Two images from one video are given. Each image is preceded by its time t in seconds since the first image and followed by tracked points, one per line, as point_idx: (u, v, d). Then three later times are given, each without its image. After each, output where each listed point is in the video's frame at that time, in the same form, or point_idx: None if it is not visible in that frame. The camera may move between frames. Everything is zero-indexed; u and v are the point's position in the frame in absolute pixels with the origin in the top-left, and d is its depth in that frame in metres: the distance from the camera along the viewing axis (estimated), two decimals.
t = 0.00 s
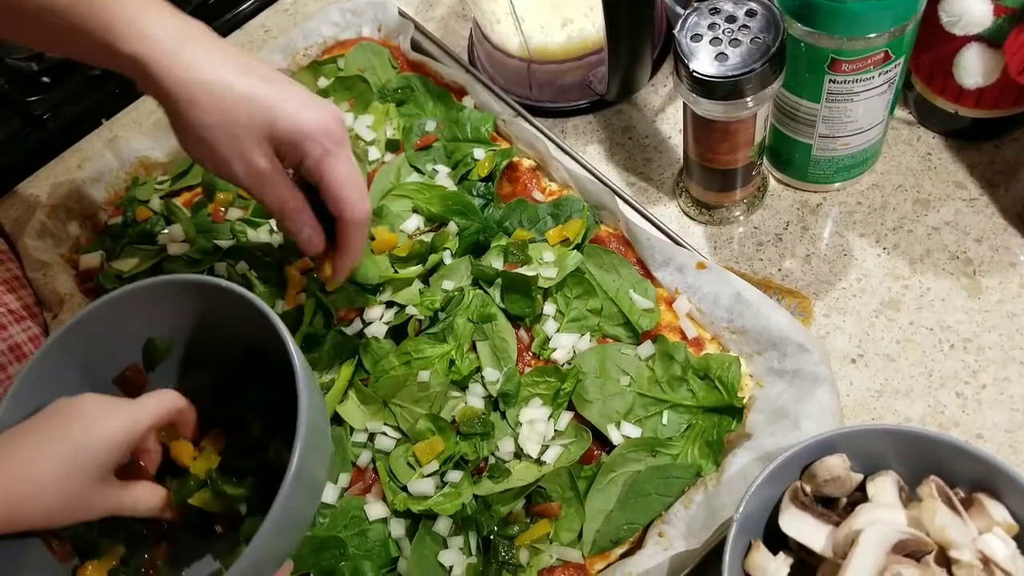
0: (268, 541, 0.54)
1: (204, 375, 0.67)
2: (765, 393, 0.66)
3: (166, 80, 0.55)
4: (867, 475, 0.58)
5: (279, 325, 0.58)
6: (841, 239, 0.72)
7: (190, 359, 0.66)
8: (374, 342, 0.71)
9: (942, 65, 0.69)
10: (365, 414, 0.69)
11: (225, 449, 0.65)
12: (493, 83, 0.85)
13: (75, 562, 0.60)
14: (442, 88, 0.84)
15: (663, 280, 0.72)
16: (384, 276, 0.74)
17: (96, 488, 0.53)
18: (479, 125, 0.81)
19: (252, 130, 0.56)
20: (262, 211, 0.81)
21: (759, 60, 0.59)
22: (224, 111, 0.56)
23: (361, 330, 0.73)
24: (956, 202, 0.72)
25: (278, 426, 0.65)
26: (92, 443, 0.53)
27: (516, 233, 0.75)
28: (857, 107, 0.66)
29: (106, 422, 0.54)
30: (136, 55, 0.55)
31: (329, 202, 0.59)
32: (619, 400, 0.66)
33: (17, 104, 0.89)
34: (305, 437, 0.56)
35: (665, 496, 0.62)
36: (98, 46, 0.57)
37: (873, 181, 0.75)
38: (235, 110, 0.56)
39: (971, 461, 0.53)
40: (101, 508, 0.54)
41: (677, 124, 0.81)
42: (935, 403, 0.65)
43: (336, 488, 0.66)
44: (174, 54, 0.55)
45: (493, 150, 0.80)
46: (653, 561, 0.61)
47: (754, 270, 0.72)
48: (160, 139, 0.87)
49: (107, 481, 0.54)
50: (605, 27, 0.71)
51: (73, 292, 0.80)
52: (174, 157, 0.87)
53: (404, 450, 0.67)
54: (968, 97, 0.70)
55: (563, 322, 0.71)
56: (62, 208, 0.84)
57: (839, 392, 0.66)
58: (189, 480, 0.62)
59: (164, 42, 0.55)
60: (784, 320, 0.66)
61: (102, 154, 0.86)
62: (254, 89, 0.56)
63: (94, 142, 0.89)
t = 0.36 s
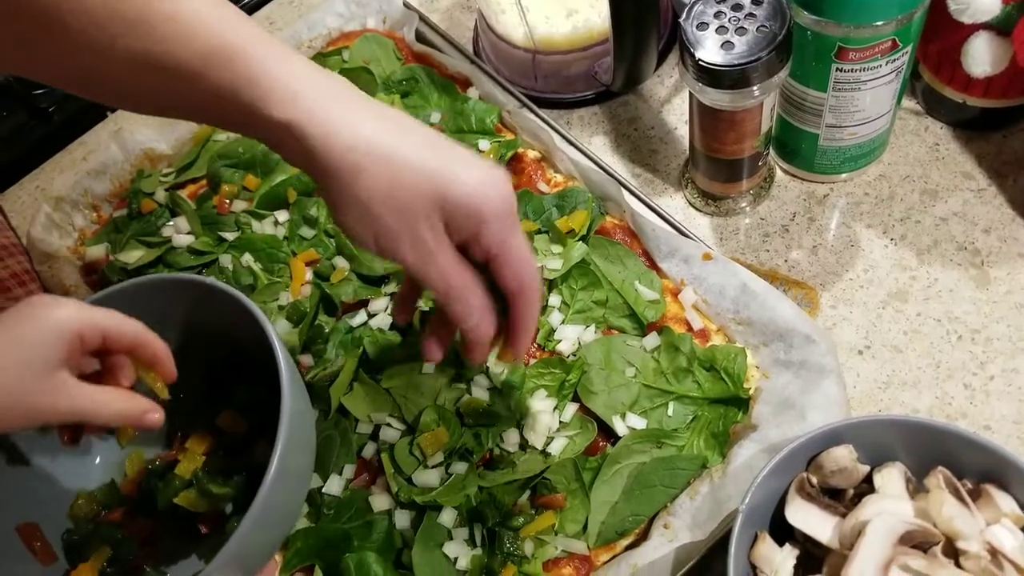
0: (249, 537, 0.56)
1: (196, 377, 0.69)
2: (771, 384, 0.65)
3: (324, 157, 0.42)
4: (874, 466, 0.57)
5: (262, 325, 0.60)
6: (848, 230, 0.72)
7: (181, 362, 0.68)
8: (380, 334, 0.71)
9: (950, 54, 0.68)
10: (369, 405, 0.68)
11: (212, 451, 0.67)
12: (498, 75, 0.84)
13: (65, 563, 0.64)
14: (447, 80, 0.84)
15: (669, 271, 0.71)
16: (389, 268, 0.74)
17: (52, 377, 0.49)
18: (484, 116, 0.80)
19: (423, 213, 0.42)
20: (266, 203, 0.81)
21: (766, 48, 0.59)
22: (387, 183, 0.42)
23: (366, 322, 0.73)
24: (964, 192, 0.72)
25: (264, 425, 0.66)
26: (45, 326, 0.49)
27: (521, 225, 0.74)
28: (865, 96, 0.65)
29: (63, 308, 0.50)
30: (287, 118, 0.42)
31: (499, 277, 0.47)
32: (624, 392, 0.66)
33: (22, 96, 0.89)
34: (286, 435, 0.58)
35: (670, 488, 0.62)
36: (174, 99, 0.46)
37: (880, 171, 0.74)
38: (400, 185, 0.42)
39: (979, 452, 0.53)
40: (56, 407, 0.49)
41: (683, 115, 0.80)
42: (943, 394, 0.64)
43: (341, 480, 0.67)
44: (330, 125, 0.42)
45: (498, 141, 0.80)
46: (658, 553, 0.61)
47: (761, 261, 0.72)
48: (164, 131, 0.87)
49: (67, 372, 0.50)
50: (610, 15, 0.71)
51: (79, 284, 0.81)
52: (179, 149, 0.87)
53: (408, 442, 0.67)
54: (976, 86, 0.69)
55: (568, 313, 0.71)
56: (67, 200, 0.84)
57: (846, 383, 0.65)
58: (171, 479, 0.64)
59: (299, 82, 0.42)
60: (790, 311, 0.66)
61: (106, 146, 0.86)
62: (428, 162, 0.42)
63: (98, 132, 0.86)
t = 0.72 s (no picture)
0: (261, 523, 0.52)
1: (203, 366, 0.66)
2: (773, 382, 0.65)
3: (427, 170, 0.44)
4: (876, 465, 0.57)
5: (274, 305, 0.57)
6: (850, 227, 0.72)
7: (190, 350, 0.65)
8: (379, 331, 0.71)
9: (953, 50, 0.68)
10: (370, 403, 0.68)
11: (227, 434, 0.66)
12: (499, 71, 0.84)
13: (82, 547, 0.63)
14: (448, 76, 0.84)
15: (670, 268, 0.71)
16: (389, 264, 0.74)
17: (156, 223, 0.50)
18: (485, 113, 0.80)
19: (512, 209, 0.46)
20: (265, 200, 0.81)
21: (768, 44, 0.59)
22: (459, 184, 0.45)
23: (366, 320, 0.73)
24: (967, 189, 0.71)
25: (275, 409, 0.64)
26: (144, 185, 0.50)
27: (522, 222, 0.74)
28: (867, 93, 0.65)
29: (161, 164, 0.51)
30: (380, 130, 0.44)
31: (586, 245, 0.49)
32: (625, 390, 0.66)
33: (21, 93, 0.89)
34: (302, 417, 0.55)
35: (671, 486, 0.62)
36: (206, 96, 0.47)
37: (882, 168, 0.74)
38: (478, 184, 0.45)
39: (982, 451, 0.52)
40: (163, 251, 0.49)
41: (685, 112, 0.80)
42: (945, 392, 0.64)
43: (340, 478, 0.66)
44: (433, 124, 0.44)
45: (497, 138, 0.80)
46: (659, 551, 0.61)
47: (763, 259, 0.72)
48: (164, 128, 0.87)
49: (172, 221, 0.50)
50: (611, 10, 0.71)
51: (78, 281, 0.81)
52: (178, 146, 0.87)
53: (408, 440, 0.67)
54: (979, 83, 0.69)
55: (569, 311, 0.70)
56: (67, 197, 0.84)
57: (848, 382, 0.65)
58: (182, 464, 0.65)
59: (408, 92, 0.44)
60: (792, 309, 0.66)
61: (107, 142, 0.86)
62: (528, 165, 0.45)
63: (98, 128, 0.86)
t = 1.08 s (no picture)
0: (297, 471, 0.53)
1: (239, 338, 0.70)
2: (774, 381, 0.65)
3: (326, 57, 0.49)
4: (877, 463, 0.57)
5: (315, 271, 0.61)
6: (851, 227, 0.72)
7: (217, 314, 0.70)
8: (382, 330, 0.71)
9: (954, 49, 0.68)
10: (372, 402, 0.68)
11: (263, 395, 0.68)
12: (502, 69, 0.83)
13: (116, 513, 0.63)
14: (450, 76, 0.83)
15: (672, 267, 0.71)
16: (391, 264, 0.73)
17: (290, 191, 0.49)
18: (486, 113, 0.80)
19: (415, 81, 0.49)
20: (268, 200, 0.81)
21: (769, 43, 0.59)
22: (366, 56, 0.48)
23: (369, 319, 0.73)
24: (968, 188, 0.71)
25: (309, 369, 0.67)
26: (272, 154, 0.51)
27: (524, 222, 0.75)
28: (868, 92, 0.65)
29: (275, 138, 0.52)
30: (279, 28, 0.49)
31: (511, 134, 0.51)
32: (627, 388, 0.66)
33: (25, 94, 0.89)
34: (339, 379, 0.56)
35: (673, 484, 0.62)
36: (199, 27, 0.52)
37: (883, 167, 0.74)
38: (383, 58, 0.48)
39: (982, 449, 0.53)
40: (303, 218, 0.49)
41: (686, 112, 0.80)
42: (946, 391, 0.64)
43: (343, 477, 0.67)
44: (325, 18, 0.49)
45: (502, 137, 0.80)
46: (661, 550, 0.61)
47: (764, 258, 0.72)
48: (168, 127, 0.87)
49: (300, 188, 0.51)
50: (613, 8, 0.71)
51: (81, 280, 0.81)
52: (182, 146, 0.87)
53: (409, 439, 0.67)
54: (980, 82, 0.69)
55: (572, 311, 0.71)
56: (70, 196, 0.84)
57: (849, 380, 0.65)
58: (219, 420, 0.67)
59: None
60: (793, 308, 0.66)
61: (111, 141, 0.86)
62: (421, 31, 0.48)
63: (100, 128, 0.86)
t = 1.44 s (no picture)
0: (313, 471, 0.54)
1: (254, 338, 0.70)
2: (772, 384, 0.66)
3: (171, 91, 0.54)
4: (874, 465, 0.57)
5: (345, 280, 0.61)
6: (849, 230, 0.72)
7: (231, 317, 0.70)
8: (383, 335, 0.72)
9: (951, 55, 0.69)
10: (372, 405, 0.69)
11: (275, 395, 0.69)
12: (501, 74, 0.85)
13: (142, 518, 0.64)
14: (450, 80, 0.85)
15: (671, 271, 0.72)
16: (392, 268, 0.74)
17: (328, 192, 0.45)
18: (486, 117, 0.81)
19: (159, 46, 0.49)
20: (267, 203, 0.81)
21: (766, 49, 0.59)
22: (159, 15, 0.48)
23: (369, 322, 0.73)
24: (964, 192, 0.72)
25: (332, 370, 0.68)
26: (320, 150, 0.46)
27: (523, 225, 0.75)
28: (865, 97, 0.66)
29: (327, 132, 0.47)
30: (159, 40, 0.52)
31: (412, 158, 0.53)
32: (626, 391, 0.66)
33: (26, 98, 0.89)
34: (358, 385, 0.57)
35: (671, 487, 0.62)
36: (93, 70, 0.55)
37: (880, 171, 0.74)
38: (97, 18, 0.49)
39: (978, 451, 0.53)
40: (340, 226, 0.45)
41: (685, 115, 0.80)
42: (943, 393, 0.64)
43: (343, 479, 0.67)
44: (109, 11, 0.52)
45: (501, 141, 0.80)
46: (659, 552, 0.61)
47: (762, 261, 0.72)
48: (169, 132, 0.87)
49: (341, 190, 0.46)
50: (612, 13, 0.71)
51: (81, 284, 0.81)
52: (182, 150, 0.87)
53: (411, 441, 0.67)
54: (976, 86, 0.70)
55: (571, 314, 0.71)
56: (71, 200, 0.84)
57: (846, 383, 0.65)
58: (236, 418, 0.68)
59: None
60: (791, 311, 0.66)
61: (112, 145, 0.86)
62: None
63: (102, 132, 0.86)
